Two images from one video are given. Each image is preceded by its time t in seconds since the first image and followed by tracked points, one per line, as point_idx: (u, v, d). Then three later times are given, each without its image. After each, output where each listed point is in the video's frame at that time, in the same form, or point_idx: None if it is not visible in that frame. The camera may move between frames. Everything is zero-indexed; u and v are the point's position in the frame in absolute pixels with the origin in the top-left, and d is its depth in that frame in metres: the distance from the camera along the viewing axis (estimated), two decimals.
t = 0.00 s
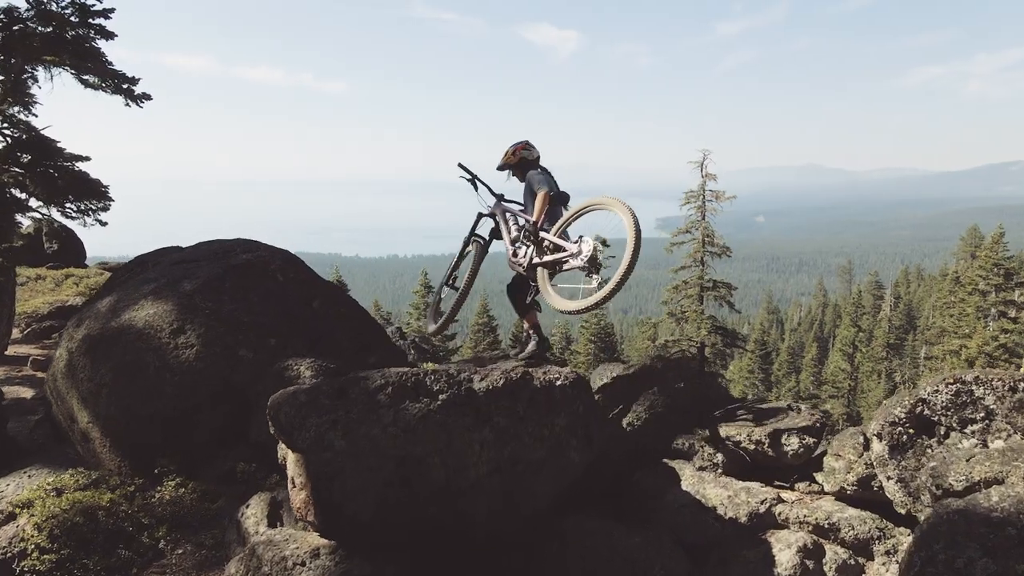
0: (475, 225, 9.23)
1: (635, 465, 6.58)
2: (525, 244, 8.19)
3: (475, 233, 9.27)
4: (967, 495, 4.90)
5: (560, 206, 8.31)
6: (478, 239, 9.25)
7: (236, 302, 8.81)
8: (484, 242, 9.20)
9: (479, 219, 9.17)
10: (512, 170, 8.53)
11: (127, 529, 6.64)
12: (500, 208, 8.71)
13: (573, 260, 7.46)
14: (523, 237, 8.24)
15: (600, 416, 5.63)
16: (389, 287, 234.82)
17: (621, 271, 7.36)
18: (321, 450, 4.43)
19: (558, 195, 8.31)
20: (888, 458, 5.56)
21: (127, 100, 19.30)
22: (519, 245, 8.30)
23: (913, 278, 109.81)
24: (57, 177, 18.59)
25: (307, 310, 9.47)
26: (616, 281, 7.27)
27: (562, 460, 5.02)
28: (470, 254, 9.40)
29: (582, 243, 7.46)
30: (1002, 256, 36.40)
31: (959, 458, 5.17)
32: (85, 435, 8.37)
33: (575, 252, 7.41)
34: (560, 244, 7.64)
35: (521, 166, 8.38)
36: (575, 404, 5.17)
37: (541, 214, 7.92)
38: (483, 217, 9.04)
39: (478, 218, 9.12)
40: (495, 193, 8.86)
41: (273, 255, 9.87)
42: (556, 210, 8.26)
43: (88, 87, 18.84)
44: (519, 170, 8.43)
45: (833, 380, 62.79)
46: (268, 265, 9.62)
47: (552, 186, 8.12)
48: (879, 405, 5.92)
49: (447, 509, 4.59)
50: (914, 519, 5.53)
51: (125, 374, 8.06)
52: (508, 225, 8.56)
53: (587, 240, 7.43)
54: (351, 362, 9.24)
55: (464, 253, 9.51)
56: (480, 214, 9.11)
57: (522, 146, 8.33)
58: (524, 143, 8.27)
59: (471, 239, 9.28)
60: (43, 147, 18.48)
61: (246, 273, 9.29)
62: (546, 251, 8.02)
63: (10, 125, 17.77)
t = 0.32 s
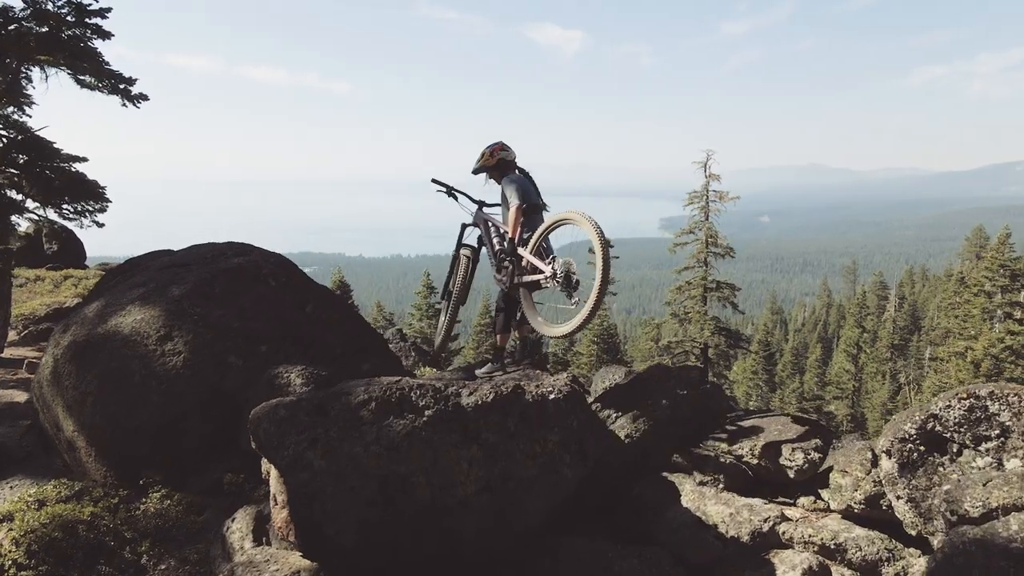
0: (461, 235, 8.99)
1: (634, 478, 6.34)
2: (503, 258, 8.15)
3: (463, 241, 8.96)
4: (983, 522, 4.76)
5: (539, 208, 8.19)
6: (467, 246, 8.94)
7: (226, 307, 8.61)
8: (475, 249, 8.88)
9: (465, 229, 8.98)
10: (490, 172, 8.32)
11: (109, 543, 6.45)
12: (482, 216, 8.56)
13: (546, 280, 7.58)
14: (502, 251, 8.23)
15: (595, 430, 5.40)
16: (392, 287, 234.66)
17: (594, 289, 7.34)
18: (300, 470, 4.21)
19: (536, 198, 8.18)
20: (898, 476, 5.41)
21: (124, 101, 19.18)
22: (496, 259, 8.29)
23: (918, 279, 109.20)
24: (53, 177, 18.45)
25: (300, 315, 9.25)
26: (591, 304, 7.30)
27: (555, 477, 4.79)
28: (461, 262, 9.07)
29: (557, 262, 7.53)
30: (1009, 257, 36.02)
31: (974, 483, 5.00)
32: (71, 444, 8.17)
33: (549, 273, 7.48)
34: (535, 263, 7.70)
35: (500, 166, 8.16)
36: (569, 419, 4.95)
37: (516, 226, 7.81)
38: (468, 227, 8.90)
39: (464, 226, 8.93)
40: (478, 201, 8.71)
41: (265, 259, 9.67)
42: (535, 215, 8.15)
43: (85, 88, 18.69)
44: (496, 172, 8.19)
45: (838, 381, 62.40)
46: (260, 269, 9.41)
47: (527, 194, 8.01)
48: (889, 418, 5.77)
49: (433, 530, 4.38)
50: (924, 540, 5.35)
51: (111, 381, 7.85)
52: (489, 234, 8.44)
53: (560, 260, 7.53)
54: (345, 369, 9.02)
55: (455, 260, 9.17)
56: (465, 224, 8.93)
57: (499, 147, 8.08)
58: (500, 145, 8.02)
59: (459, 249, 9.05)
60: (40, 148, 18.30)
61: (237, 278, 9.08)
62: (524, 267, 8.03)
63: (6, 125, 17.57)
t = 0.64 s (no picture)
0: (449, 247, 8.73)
1: (635, 493, 6.11)
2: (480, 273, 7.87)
3: (451, 255, 8.68)
4: (1004, 556, 4.66)
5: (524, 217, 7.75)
6: (455, 259, 8.66)
7: (218, 315, 8.41)
8: (462, 263, 8.59)
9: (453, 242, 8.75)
10: (468, 179, 7.91)
11: (92, 560, 6.26)
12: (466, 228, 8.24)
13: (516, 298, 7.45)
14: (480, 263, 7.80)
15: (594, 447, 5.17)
16: (397, 287, 234.62)
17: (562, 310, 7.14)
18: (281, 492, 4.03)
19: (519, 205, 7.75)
20: (912, 499, 5.31)
21: (124, 102, 19.02)
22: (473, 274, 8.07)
23: (924, 278, 108.51)
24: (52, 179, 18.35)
25: (293, 322, 9.04)
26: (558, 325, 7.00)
27: (551, 497, 4.57)
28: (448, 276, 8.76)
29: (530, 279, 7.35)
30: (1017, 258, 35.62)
31: (996, 513, 4.90)
32: (59, 454, 7.99)
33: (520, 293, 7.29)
34: (507, 279, 7.53)
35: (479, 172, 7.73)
36: (565, 437, 4.72)
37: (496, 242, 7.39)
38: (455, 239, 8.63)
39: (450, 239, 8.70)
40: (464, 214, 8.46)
41: (258, 264, 9.48)
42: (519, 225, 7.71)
43: (84, 89, 18.56)
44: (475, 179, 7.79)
45: (844, 383, 61.88)
46: (254, 275, 9.23)
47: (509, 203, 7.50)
48: (904, 435, 5.67)
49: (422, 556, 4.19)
50: (939, 566, 5.24)
51: (99, 391, 7.66)
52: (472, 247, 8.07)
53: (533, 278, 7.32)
54: (339, 377, 8.80)
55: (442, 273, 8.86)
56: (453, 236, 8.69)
57: (476, 153, 7.66)
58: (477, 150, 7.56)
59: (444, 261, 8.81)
60: (38, 149, 18.12)
61: (229, 284, 8.89)
62: (501, 284, 7.78)
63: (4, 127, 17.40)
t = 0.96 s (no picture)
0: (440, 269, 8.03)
1: (637, 510, 5.88)
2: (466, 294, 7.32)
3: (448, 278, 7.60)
4: None
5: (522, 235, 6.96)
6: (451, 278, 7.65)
7: (211, 321, 8.23)
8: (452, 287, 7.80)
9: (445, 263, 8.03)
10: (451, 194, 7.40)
11: None
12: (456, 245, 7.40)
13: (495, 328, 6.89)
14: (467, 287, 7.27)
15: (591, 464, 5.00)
16: (404, 288, 234.75)
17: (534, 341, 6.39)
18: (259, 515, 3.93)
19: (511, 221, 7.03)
20: (925, 524, 5.21)
21: (126, 103, 18.91)
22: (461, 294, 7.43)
23: (933, 280, 107.74)
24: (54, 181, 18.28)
25: (290, 328, 8.86)
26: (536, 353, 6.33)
27: (545, 518, 4.42)
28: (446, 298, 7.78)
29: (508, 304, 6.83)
30: None
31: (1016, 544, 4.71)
32: (50, 463, 7.84)
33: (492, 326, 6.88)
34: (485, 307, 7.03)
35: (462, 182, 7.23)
36: (561, 457, 4.56)
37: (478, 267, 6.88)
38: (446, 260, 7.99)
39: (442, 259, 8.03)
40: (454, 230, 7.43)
41: (254, 268, 9.30)
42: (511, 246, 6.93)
43: (86, 90, 18.50)
44: (456, 191, 7.25)
45: (852, 384, 61.33)
46: (249, 279, 9.04)
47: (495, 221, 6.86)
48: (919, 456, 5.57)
49: None
50: None
51: (88, 399, 7.47)
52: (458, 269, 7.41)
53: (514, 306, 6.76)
54: (336, 385, 8.61)
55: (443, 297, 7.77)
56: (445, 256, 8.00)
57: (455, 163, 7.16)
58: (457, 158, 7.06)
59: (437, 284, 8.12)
60: (40, 151, 18.00)
61: (224, 289, 8.71)
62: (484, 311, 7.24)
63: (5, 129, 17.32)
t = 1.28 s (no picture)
0: (435, 286, 6.77)
1: (641, 527, 5.66)
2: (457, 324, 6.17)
3: (439, 294, 6.69)
4: None
5: (524, 254, 5.98)
6: (444, 298, 6.59)
7: (208, 326, 8.09)
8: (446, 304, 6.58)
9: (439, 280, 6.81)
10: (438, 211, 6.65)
11: None
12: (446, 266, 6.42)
13: (478, 367, 5.50)
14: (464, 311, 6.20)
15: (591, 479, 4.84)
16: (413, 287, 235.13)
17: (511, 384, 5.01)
18: (240, 537, 3.98)
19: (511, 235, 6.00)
20: (940, 547, 5.09)
21: (131, 103, 18.84)
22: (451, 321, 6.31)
23: (946, 279, 106.93)
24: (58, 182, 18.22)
25: (288, 333, 8.70)
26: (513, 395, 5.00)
27: (540, 538, 4.24)
28: (438, 312, 6.82)
29: (491, 340, 5.46)
30: None
31: None
32: (44, 470, 7.70)
33: (474, 367, 5.51)
34: (472, 343, 5.69)
35: (450, 203, 6.49)
36: (558, 474, 4.40)
37: (465, 291, 5.64)
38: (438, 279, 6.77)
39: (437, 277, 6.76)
40: (447, 247, 6.53)
41: (253, 271, 9.15)
42: (508, 265, 5.88)
43: (91, 90, 18.45)
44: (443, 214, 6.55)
45: (864, 386, 60.91)
46: (248, 283, 8.89)
47: (494, 240, 5.76)
48: (938, 477, 5.43)
49: None
50: None
51: (81, 405, 7.30)
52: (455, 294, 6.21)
53: (499, 342, 5.32)
54: (335, 390, 8.44)
55: (432, 310, 6.90)
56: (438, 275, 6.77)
57: (439, 180, 6.48)
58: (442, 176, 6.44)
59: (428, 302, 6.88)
60: (45, 151, 17.95)
61: (222, 293, 8.57)
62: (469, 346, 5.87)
63: (11, 129, 17.28)
